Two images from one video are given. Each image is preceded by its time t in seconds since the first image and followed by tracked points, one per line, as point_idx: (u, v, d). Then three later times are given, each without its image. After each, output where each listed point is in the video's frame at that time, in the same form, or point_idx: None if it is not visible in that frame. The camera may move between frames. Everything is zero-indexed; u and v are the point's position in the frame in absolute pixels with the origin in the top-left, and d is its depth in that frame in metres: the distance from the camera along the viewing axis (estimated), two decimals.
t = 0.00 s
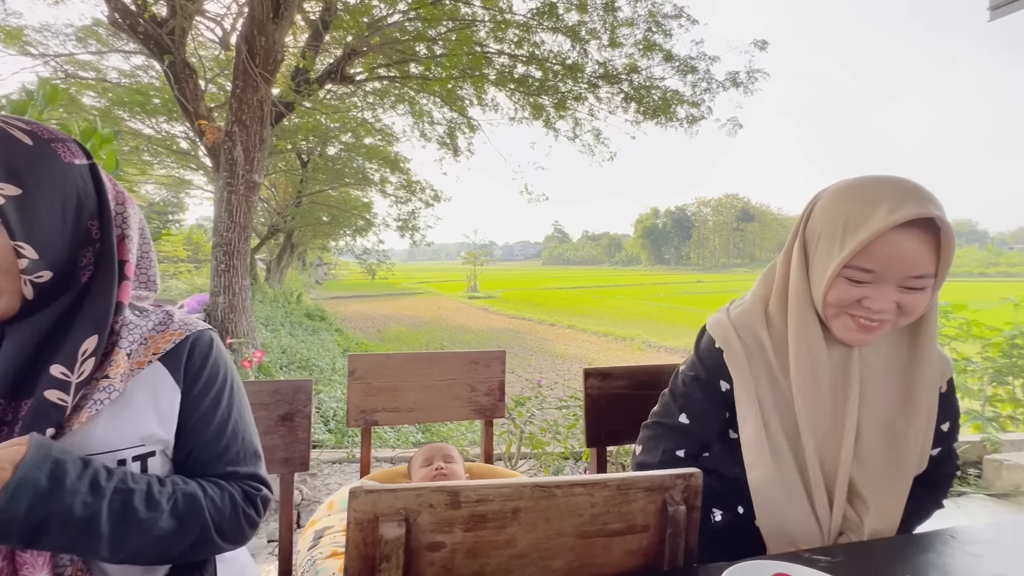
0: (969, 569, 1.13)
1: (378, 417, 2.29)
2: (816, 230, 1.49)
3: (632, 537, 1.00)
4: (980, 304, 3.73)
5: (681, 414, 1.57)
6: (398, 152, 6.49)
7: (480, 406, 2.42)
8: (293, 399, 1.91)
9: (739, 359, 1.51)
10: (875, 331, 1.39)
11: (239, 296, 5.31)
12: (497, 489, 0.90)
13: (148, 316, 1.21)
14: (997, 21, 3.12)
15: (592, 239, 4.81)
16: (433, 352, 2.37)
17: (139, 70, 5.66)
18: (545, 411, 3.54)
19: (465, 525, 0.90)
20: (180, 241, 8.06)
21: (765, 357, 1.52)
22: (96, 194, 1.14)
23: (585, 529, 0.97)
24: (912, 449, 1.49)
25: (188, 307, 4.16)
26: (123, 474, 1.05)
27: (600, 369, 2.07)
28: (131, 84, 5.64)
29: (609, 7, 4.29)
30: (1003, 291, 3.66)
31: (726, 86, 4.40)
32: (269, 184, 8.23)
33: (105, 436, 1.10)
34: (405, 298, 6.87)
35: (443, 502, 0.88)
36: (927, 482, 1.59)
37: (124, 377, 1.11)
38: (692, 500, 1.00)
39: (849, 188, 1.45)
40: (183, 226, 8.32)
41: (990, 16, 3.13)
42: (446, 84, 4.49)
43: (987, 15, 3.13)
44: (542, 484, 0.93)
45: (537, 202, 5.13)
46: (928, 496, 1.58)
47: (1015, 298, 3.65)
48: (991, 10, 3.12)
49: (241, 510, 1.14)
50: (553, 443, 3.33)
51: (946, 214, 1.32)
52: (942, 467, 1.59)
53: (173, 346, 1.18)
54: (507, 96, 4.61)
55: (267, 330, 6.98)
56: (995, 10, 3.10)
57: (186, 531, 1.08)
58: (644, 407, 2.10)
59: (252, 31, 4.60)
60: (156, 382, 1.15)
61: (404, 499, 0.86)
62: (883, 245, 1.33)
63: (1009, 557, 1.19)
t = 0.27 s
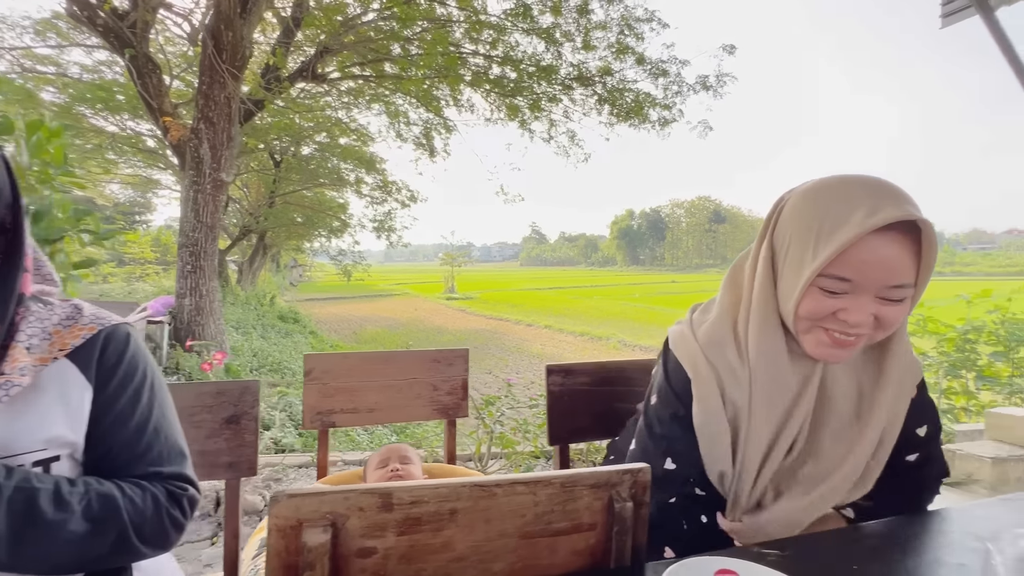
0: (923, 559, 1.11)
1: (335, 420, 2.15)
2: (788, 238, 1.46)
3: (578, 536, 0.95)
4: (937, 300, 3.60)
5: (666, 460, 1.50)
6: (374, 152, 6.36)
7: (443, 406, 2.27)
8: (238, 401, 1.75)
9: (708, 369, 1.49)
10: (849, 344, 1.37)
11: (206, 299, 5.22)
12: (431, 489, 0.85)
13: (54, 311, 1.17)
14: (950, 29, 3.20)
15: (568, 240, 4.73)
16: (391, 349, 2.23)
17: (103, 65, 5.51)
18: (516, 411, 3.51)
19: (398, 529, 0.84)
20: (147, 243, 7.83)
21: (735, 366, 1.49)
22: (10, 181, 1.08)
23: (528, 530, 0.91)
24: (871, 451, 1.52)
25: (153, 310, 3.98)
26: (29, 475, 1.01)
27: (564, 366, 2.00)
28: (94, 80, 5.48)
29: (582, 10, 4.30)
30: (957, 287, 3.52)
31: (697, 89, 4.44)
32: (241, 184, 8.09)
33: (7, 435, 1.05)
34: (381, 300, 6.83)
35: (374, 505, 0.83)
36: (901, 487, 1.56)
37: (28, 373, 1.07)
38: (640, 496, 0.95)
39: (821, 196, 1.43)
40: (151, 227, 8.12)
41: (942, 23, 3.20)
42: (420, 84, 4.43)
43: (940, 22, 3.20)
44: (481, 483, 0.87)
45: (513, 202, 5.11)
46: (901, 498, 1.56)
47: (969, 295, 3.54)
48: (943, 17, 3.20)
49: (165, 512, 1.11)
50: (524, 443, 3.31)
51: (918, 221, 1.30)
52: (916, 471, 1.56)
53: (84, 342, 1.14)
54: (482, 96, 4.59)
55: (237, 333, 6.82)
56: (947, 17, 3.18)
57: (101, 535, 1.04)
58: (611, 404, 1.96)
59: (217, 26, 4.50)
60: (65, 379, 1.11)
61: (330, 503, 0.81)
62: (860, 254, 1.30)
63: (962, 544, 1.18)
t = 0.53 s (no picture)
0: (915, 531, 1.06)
1: (295, 425, 2.10)
2: (751, 230, 1.10)
3: (527, 552, 0.76)
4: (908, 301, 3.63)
5: (630, 509, 1.11)
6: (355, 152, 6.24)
7: (409, 409, 2.22)
8: (183, 408, 1.52)
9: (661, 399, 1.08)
10: (831, 364, 0.97)
11: (178, 301, 5.12)
12: (364, 502, 0.66)
13: None
14: (916, 33, 3.24)
15: (551, 241, 4.62)
16: (357, 353, 2.19)
17: (72, 61, 5.36)
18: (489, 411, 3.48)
19: (327, 549, 0.65)
20: (119, 244, 7.63)
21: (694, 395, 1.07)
22: None
23: (472, 546, 0.72)
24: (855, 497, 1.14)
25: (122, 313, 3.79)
26: None
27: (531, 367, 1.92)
28: (62, 75, 5.33)
29: (563, 11, 4.27)
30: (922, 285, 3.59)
31: (676, 91, 4.45)
32: (218, 184, 7.96)
33: None
34: (363, 301, 6.76)
35: (300, 523, 0.64)
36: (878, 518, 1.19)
37: None
38: (594, 505, 0.78)
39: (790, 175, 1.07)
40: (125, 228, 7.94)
41: (910, 26, 3.24)
42: (401, 83, 4.37)
43: (908, 25, 3.24)
44: (419, 494, 0.68)
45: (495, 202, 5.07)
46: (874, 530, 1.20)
47: (936, 293, 3.55)
48: (911, 21, 3.23)
49: (78, 530, 0.93)
50: (499, 444, 3.28)
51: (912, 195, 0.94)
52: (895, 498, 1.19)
53: None
54: (463, 96, 4.54)
55: (213, 336, 6.67)
56: (914, 21, 3.21)
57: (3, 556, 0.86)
58: (579, 406, 1.92)
59: (189, 20, 4.40)
60: None
61: (250, 521, 0.62)
62: (834, 238, 0.93)
63: (955, 516, 1.13)
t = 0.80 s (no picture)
0: (906, 530, 1.04)
1: (271, 429, 2.04)
2: (753, 191, 0.86)
3: (506, 561, 0.73)
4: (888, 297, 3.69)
5: (636, 516, 0.95)
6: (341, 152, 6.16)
7: (390, 411, 2.18)
8: (149, 412, 1.47)
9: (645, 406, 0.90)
10: (844, 359, 0.79)
11: (157, 303, 5.02)
12: (330, 512, 0.62)
13: None
14: (897, 34, 3.26)
15: (539, 242, 4.54)
16: (336, 355, 2.14)
17: (47, 58, 5.23)
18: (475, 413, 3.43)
19: (290, 562, 0.62)
20: (98, 245, 7.48)
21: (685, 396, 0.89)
22: None
23: (448, 556, 0.69)
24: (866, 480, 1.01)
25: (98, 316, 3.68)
26: None
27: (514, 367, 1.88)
28: (37, 72, 5.21)
29: (549, 12, 4.24)
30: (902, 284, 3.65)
31: (661, 92, 4.45)
32: (200, 184, 7.85)
33: None
34: (350, 302, 6.68)
35: (260, 535, 0.60)
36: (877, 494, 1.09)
37: None
38: (578, 510, 0.76)
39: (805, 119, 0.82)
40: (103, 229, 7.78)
41: (890, 28, 3.26)
42: (386, 83, 4.31)
43: (888, 27, 3.26)
44: (391, 502, 0.65)
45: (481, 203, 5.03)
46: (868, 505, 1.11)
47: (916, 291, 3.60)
48: (891, 22, 3.26)
49: (24, 542, 0.87)
50: (485, 446, 3.23)
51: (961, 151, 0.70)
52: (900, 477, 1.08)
53: None
54: (449, 96, 4.50)
55: (195, 339, 6.55)
56: (895, 23, 3.24)
57: None
58: (564, 406, 1.89)
59: (167, 16, 4.32)
60: None
61: (203, 534, 0.58)
62: (856, 210, 0.71)
63: (945, 515, 1.12)
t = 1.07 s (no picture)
0: (894, 528, 1.05)
1: (256, 433, 2.01)
2: (741, 174, 0.86)
3: (497, 567, 0.72)
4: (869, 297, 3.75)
5: (624, 505, 0.94)
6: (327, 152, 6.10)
7: (378, 414, 2.16)
8: (127, 419, 1.43)
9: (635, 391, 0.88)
10: (830, 338, 0.78)
11: (137, 305, 4.93)
12: (315, 521, 0.61)
13: None
14: (879, 38, 3.31)
15: (527, 243, 4.46)
16: (322, 358, 2.12)
17: (23, 54, 5.12)
18: (464, 415, 3.41)
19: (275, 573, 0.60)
20: (76, 247, 7.35)
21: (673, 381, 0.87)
22: None
23: (436, 563, 0.67)
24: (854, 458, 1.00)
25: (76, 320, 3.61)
26: None
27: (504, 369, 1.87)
28: (13, 69, 5.10)
29: (537, 12, 4.24)
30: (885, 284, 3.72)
31: (649, 93, 4.47)
32: (182, 184, 7.74)
33: None
34: (336, 304, 6.62)
35: (242, 545, 0.59)
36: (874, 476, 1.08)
37: None
38: (569, 513, 0.75)
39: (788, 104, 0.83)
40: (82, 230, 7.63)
41: (872, 33, 3.31)
42: (373, 83, 4.28)
43: (871, 32, 3.31)
44: (379, 509, 0.64)
45: (469, 203, 5.02)
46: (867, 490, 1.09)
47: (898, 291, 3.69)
48: (873, 27, 3.30)
49: None
50: (474, 448, 3.21)
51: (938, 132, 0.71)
52: (894, 456, 1.08)
53: None
54: (438, 96, 4.49)
55: (177, 342, 6.45)
56: (876, 27, 3.29)
57: None
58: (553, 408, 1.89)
59: (149, 13, 4.25)
60: None
61: (183, 546, 0.57)
62: (839, 188, 0.71)
63: (932, 513, 1.13)
